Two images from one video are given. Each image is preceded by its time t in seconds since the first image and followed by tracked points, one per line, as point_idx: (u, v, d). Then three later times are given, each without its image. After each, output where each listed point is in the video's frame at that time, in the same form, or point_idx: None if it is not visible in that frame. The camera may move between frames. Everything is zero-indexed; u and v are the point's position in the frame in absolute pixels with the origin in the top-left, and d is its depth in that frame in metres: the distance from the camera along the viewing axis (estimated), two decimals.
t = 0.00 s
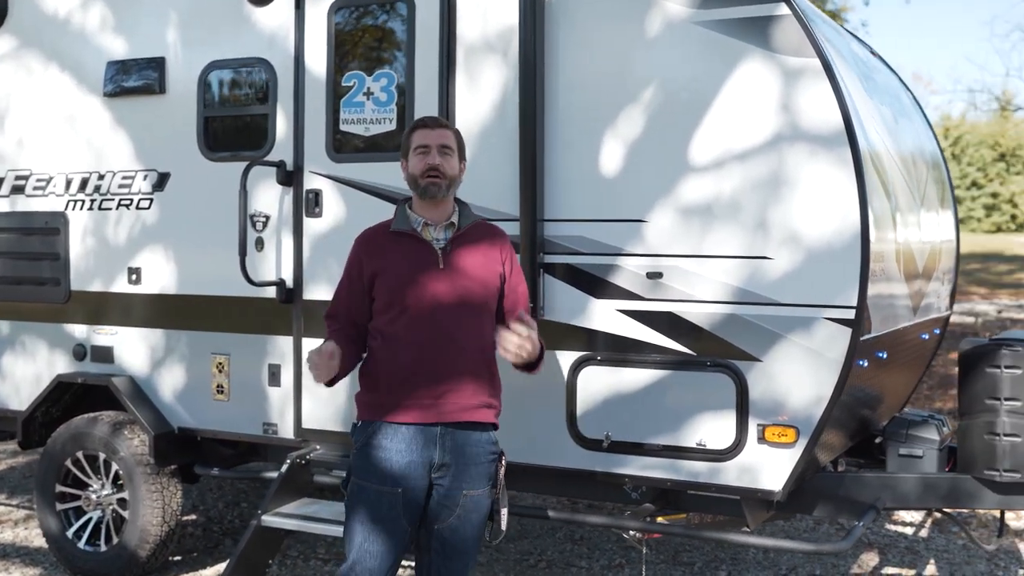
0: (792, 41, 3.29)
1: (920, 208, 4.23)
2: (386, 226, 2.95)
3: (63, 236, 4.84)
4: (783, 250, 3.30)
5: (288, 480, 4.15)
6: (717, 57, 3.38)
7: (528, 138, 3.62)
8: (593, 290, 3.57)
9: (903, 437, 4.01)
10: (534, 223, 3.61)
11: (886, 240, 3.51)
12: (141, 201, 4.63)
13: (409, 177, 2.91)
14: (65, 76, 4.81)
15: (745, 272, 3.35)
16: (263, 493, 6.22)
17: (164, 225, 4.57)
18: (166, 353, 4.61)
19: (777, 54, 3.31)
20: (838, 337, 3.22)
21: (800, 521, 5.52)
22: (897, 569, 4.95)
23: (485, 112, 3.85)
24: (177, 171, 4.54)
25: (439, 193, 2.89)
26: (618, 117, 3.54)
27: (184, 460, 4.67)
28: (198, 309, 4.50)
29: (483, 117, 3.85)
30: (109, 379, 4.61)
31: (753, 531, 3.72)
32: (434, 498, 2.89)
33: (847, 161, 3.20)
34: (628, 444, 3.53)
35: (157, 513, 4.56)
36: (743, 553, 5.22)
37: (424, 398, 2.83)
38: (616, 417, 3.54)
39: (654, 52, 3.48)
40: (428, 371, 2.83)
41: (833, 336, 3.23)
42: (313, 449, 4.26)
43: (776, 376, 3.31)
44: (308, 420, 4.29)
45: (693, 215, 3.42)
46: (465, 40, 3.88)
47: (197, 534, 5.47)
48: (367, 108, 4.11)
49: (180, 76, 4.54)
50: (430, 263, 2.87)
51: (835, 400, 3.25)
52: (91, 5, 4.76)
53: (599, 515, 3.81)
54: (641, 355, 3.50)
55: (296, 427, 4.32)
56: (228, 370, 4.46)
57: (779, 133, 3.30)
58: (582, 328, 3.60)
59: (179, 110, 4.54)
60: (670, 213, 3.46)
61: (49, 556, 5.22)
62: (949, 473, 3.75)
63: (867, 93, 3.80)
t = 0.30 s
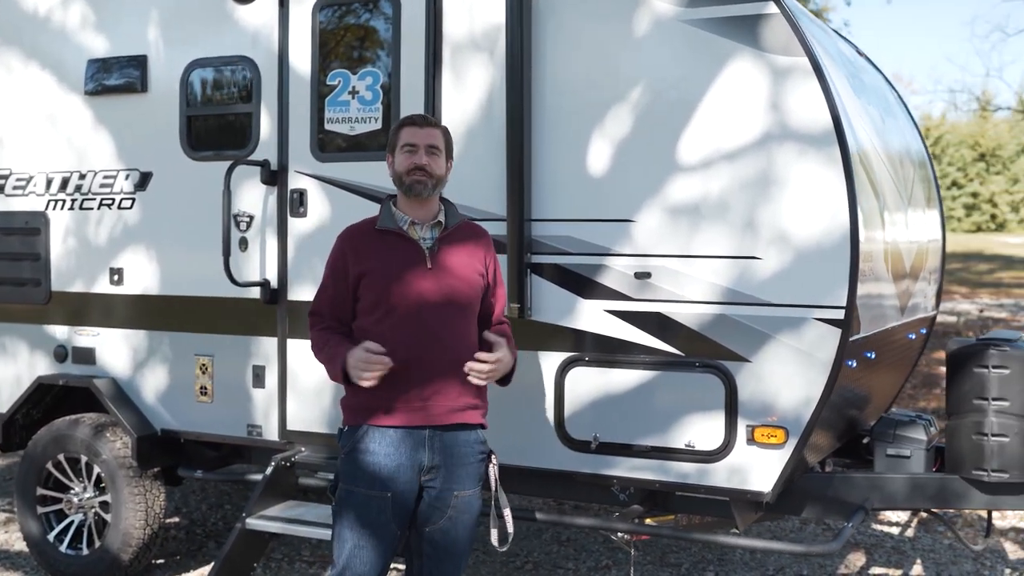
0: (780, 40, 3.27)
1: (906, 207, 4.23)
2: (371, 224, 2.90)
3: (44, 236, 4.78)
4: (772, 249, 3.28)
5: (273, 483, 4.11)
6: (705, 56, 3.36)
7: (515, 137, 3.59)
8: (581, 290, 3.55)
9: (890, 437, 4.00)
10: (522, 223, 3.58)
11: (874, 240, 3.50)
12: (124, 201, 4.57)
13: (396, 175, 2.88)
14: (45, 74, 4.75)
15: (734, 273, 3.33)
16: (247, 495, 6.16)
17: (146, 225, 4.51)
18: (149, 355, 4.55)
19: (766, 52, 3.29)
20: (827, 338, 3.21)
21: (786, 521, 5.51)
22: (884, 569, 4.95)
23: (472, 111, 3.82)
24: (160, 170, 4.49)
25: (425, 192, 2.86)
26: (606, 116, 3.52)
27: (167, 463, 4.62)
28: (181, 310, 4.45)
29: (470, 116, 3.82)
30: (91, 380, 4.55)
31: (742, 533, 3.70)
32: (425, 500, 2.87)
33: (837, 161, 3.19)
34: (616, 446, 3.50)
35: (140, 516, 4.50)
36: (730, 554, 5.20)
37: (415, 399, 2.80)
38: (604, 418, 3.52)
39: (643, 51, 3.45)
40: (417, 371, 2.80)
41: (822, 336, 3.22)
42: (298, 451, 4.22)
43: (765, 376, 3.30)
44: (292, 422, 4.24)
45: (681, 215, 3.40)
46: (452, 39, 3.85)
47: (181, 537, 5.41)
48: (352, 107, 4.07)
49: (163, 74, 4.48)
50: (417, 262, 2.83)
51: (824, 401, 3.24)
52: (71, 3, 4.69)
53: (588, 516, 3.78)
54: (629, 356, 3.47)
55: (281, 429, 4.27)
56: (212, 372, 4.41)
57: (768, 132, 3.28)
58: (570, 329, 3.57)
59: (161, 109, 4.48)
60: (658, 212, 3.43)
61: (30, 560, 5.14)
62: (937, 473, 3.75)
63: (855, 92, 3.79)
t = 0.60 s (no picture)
0: (775, 39, 3.24)
1: (900, 207, 4.20)
2: (362, 221, 2.83)
3: (28, 237, 4.71)
4: (766, 250, 3.24)
5: (262, 487, 4.06)
6: (698, 54, 3.33)
7: (507, 137, 3.55)
8: (573, 291, 3.50)
9: (885, 439, 3.96)
10: (513, 223, 3.54)
11: (869, 240, 3.46)
12: (109, 201, 4.50)
13: (388, 174, 2.81)
14: (29, 72, 4.68)
15: (728, 274, 3.29)
16: (235, 498, 6.11)
17: (132, 225, 4.45)
18: (135, 357, 4.49)
19: (760, 51, 3.25)
20: (822, 339, 3.18)
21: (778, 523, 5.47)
22: (878, 571, 4.92)
23: (463, 110, 3.77)
24: (146, 170, 4.42)
25: (419, 192, 2.81)
26: (598, 116, 3.48)
27: (154, 466, 4.55)
28: (168, 312, 4.38)
29: (460, 115, 3.77)
30: (76, 383, 4.48)
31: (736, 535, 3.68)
32: (410, 502, 2.82)
33: (832, 160, 3.15)
34: (609, 449, 3.46)
35: (126, 521, 4.44)
36: (722, 557, 5.16)
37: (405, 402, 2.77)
38: (597, 421, 3.48)
39: (636, 49, 3.41)
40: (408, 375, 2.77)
41: (817, 338, 3.19)
42: (287, 454, 4.17)
43: (760, 379, 3.27)
44: (281, 425, 4.19)
45: (675, 215, 3.36)
46: (442, 37, 3.80)
47: (168, 540, 5.35)
48: (341, 106, 4.02)
49: (149, 72, 4.42)
50: (408, 263, 2.77)
51: (819, 403, 3.20)
52: None
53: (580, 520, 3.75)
54: (622, 358, 3.44)
55: (269, 432, 4.22)
56: (199, 374, 4.35)
57: (762, 132, 3.25)
58: (563, 331, 3.53)
59: (147, 108, 4.42)
60: (652, 213, 3.39)
61: (14, 565, 5.07)
62: (932, 475, 3.72)
63: (849, 92, 3.76)
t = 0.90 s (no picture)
0: (773, 38, 3.20)
1: (897, 207, 4.17)
2: (354, 220, 2.79)
3: (16, 238, 4.65)
4: (764, 251, 3.21)
5: (252, 491, 4.01)
6: (695, 52, 3.29)
7: (500, 137, 3.51)
8: (569, 293, 3.46)
9: (882, 442, 3.92)
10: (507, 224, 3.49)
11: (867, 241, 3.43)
12: (98, 201, 4.44)
13: (385, 171, 2.77)
14: (17, 71, 4.62)
15: (726, 275, 3.26)
16: (225, 501, 6.06)
17: (121, 226, 4.39)
18: (124, 359, 4.43)
19: (758, 50, 3.21)
20: (821, 342, 3.15)
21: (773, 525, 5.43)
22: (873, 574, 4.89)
23: (456, 110, 3.72)
24: (135, 170, 4.36)
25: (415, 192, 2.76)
26: (593, 115, 3.43)
27: (144, 470, 4.50)
28: (157, 313, 4.33)
29: (454, 114, 3.72)
30: (64, 386, 4.42)
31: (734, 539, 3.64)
32: (393, 503, 2.77)
33: (830, 161, 3.12)
34: (605, 453, 3.42)
35: (115, 525, 4.38)
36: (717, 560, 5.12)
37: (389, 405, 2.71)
38: (592, 425, 3.44)
39: (632, 48, 3.37)
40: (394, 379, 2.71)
41: (815, 341, 3.16)
42: (278, 458, 4.12)
43: (757, 381, 3.23)
44: (272, 428, 4.14)
45: (671, 216, 3.32)
46: (435, 35, 3.75)
47: (158, 544, 5.29)
48: (333, 105, 3.96)
49: (137, 71, 4.36)
50: (398, 265, 2.73)
51: (818, 407, 3.17)
52: None
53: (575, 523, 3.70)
54: (618, 361, 3.39)
55: (260, 435, 4.17)
56: (189, 376, 4.29)
57: (760, 132, 3.21)
58: (557, 333, 3.48)
59: (136, 107, 4.36)
60: (647, 213, 3.35)
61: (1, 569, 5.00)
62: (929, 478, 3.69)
63: (847, 91, 3.72)
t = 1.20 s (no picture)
0: (770, 36, 3.16)
1: (894, 207, 4.14)
2: (350, 217, 2.74)
3: (5, 238, 4.60)
4: (761, 252, 3.18)
5: (245, 494, 3.96)
6: (691, 51, 3.25)
7: (495, 136, 3.47)
8: (564, 294, 3.43)
9: (878, 444, 3.89)
10: (502, 224, 3.46)
11: (864, 241, 3.40)
12: (88, 201, 4.40)
13: (381, 168, 2.73)
14: (6, 70, 4.57)
15: (722, 276, 3.22)
16: (216, 503, 6.01)
17: (111, 226, 4.34)
18: (115, 361, 4.38)
19: (755, 48, 3.18)
20: (819, 343, 3.12)
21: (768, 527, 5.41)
22: None
23: (450, 109, 3.69)
24: (126, 169, 4.32)
25: (412, 189, 2.73)
26: (589, 114, 3.40)
27: (134, 473, 4.45)
28: (148, 315, 4.28)
29: (448, 113, 3.69)
30: (54, 388, 4.37)
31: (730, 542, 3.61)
32: (385, 505, 2.74)
33: (828, 160, 3.08)
34: (600, 455, 3.39)
35: (105, 529, 4.33)
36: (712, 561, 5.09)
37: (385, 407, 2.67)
38: (587, 427, 3.41)
39: (628, 46, 3.34)
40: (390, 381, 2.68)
41: (813, 342, 3.13)
42: (270, 460, 4.08)
43: (754, 383, 3.20)
44: (264, 431, 4.10)
45: (668, 216, 3.29)
46: (429, 34, 3.72)
47: (148, 547, 5.24)
48: (325, 104, 3.92)
49: (128, 69, 4.31)
50: (396, 266, 2.69)
51: (815, 409, 3.14)
52: None
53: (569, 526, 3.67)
54: (614, 362, 3.36)
55: (252, 437, 4.13)
56: (180, 378, 4.24)
57: (757, 131, 3.18)
58: (552, 334, 3.45)
59: (126, 107, 4.31)
60: (644, 214, 3.32)
61: None
62: (927, 480, 3.66)
63: (844, 91, 3.70)
